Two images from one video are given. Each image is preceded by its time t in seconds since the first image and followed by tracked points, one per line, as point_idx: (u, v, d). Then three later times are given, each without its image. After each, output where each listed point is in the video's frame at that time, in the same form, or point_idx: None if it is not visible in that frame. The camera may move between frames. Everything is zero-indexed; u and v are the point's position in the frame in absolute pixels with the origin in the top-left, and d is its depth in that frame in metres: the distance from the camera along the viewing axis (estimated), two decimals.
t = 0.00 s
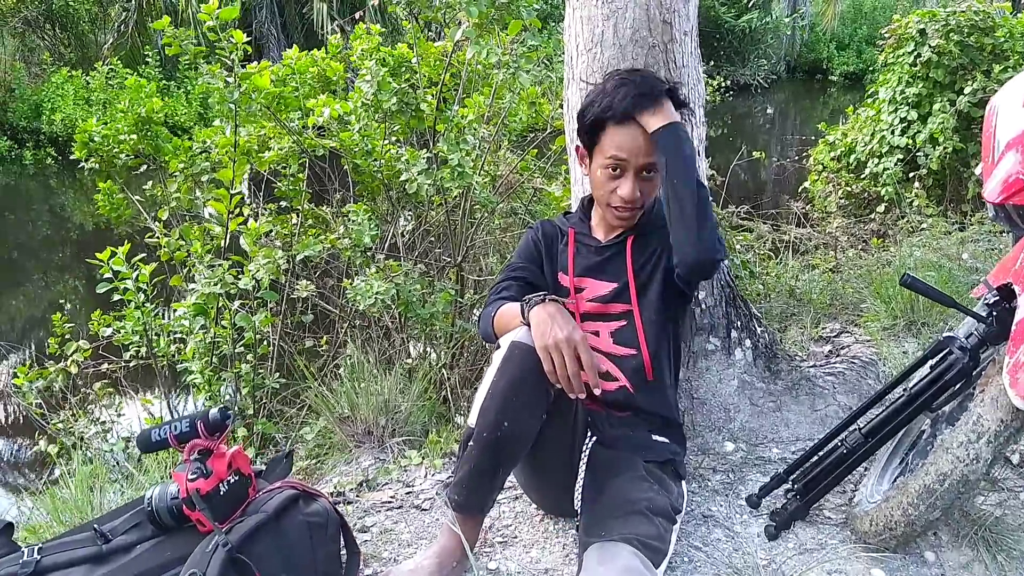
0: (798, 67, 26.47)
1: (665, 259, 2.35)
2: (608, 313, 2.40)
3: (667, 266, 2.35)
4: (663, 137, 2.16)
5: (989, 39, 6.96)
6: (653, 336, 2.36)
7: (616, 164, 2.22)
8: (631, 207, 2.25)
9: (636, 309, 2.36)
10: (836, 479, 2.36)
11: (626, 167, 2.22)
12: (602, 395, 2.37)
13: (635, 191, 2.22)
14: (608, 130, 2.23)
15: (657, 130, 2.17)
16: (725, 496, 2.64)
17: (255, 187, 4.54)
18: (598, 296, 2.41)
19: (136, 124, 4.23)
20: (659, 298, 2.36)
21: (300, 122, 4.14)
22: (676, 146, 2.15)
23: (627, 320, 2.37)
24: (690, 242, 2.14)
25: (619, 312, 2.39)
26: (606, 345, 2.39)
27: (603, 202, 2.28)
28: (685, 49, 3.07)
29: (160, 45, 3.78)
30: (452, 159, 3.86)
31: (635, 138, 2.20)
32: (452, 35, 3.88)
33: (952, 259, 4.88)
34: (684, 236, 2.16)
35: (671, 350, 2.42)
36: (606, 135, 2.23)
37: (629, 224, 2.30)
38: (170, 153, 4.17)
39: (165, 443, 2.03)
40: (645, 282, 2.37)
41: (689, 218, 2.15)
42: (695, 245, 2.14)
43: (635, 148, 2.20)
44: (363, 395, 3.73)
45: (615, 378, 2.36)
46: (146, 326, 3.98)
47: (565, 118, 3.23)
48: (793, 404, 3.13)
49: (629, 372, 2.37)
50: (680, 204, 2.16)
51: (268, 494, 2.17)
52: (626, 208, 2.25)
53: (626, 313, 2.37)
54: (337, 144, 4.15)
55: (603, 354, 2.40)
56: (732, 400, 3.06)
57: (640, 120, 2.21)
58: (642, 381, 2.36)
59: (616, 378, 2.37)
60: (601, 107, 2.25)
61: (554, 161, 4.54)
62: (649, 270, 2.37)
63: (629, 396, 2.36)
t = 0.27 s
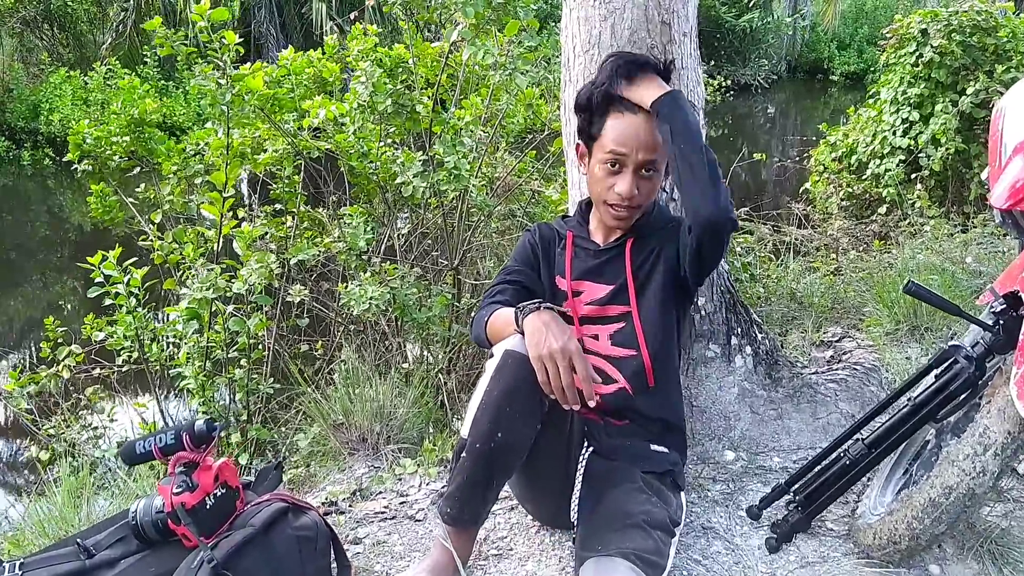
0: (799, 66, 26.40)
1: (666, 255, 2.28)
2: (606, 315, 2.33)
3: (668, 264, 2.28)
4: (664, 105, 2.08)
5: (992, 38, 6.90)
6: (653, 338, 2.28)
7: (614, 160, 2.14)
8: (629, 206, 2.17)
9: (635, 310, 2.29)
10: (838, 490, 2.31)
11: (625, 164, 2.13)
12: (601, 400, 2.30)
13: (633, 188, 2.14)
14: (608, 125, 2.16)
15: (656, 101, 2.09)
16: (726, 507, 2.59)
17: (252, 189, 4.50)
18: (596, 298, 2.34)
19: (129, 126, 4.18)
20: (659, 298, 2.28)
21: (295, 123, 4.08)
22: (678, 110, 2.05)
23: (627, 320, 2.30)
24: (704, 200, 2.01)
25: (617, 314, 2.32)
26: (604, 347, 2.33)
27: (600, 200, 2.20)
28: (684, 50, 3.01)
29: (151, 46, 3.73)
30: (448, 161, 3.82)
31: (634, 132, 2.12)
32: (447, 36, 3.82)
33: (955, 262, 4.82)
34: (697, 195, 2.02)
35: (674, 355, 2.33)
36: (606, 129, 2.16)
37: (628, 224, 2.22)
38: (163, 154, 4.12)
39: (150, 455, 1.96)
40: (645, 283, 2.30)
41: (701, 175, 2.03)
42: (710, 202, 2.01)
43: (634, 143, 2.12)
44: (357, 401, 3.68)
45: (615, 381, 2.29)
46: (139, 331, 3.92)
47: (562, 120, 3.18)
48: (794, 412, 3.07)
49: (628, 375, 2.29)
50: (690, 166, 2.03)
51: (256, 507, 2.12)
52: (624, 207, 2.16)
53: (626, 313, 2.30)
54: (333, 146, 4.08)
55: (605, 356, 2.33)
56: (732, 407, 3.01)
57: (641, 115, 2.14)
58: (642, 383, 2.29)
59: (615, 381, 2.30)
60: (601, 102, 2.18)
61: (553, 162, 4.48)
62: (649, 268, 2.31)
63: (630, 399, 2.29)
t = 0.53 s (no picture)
0: (799, 64, 26.32)
1: (660, 254, 2.25)
2: (603, 318, 2.27)
3: (663, 263, 2.24)
4: (636, 95, 2.09)
5: (993, 36, 6.84)
6: (649, 340, 2.22)
7: (620, 159, 2.09)
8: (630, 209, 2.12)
9: (632, 312, 2.24)
10: (838, 500, 2.25)
11: (630, 165, 2.09)
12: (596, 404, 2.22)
13: (636, 191, 2.09)
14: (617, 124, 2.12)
15: (626, 93, 2.10)
16: (723, 515, 2.54)
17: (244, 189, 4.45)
18: (592, 300, 2.28)
19: (119, 125, 4.11)
20: (654, 299, 2.24)
21: (287, 122, 4.01)
22: (648, 97, 2.07)
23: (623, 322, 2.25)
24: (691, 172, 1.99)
25: (613, 317, 2.27)
26: (600, 350, 2.26)
27: (601, 200, 2.15)
28: (681, 48, 2.96)
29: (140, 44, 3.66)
30: (442, 161, 3.78)
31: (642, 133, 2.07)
32: (441, 33, 3.76)
33: (956, 263, 4.76)
34: (683, 170, 1.99)
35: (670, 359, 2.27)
36: (614, 128, 2.12)
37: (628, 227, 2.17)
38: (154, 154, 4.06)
39: (130, 465, 1.90)
40: (639, 285, 2.26)
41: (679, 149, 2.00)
42: (698, 175, 1.98)
43: (642, 143, 2.07)
44: (349, 405, 3.63)
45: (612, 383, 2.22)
46: (128, 333, 3.85)
47: (557, 119, 3.12)
48: (794, 417, 3.01)
49: (624, 377, 2.22)
50: (675, 149, 1.99)
51: (241, 518, 2.07)
52: (626, 208, 2.12)
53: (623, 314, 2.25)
54: (326, 146, 4.02)
55: (601, 359, 2.26)
56: (730, 413, 2.95)
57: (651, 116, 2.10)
58: (638, 387, 2.22)
59: (612, 384, 2.23)
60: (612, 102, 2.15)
61: (549, 162, 4.42)
62: (643, 270, 2.26)
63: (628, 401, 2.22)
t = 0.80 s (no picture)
0: (799, 62, 26.23)
1: (661, 255, 2.18)
2: (598, 323, 2.20)
3: (663, 264, 2.17)
4: (665, 89, 2.04)
5: (994, 34, 6.77)
6: (646, 345, 2.15)
7: (599, 152, 2.06)
8: (611, 202, 2.08)
9: (628, 317, 2.16)
10: (839, 511, 2.18)
11: (609, 157, 2.05)
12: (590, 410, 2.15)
13: (618, 184, 2.05)
14: (597, 115, 2.09)
15: (656, 84, 2.06)
16: (720, 525, 2.48)
17: (236, 189, 4.38)
18: (587, 304, 2.21)
19: (108, 124, 4.04)
20: (652, 304, 2.16)
21: (279, 121, 3.93)
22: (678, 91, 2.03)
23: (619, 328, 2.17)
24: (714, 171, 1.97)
25: (609, 322, 2.19)
26: (595, 356, 2.18)
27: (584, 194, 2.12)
28: (678, 46, 2.89)
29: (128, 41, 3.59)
30: (434, 161, 3.71)
31: (620, 124, 2.04)
32: (434, 31, 3.69)
33: (958, 264, 4.69)
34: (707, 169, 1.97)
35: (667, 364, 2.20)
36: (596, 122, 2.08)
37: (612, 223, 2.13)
38: (143, 153, 3.98)
39: (106, 477, 1.81)
40: (638, 287, 2.19)
41: (703, 152, 1.98)
42: (721, 176, 1.96)
43: (621, 135, 2.03)
44: (340, 410, 3.58)
45: (606, 391, 2.15)
46: (116, 336, 3.78)
47: (551, 119, 3.05)
48: (793, 424, 2.96)
49: (619, 383, 2.15)
50: (699, 148, 1.98)
51: (223, 530, 2.02)
52: (606, 202, 2.08)
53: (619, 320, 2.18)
54: (318, 146, 3.95)
55: (596, 365, 2.18)
56: (728, 419, 2.88)
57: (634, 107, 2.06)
58: (633, 393, 2.14)
59: (607, 391, 2.15)
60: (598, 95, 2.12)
61: (545, 162, 4.35)
62: (640, 272, 2.19)
63: (622, 410, 2.15)
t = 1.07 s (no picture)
0: (798, 62, 26.16)
1: (662, 261, 2.05)
2: (592, 331, 2.09)
3: (664, 269, 2.05)
4: (685, 87, 1.95)
5: (995, 35, 6.71)
6: (643, 357, 2.05)
7: (572, 144, 2.00)
8: (581, 196, 2.00)
9: (624, 326, 2.06)
10: (839, 526, 2.13)
11: (579, 149, 1.99)
12: (583, 422, 2.07)
13: (588, 183, 1.98)
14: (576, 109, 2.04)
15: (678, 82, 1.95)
16: (717, 539, 2.44)
17: (228, 192, 4.31)
18: (582, 312, 2.10)
19: (96, 126, 3.97)
20: (650, 313, 2.05)
21: (269, 122, 3.87)
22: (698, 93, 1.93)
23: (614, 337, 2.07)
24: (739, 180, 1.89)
25: (605, 330, 2.09)
26: (589, 366, 2.09)
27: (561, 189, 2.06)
28: (674, 47, 2.84)
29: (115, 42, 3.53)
30: (427, 165, 3.64)
31: (591, 116, 1.98)
32: (427, 32, 3.62)
33: (959, 268, 4.62)
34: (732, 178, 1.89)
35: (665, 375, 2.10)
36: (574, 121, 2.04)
37: (587, 220, 2.03)
38: (131, 156, 3.91)
39: (80, 494, 1.78)
40: (637, 293, 2.07)
41: (726, 159, 1.91)
42: (743, 185, 1.88)
43: (590, 127, 1.97)
44: (330, 419, 3.54)
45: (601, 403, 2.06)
46: (103, 342, 3.71)
47: (544, 122, 2.99)
48: (791, 433, 2.92)
49: (614, 396, 2.06)
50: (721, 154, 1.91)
51: (203, 547, 1.94)
52: (576, 195, 2.01)
53: (614, 329, 2.07)
54: (310, 148, 3.88)
55: (590, 375, 2.09)
56: (725, 429, 2.83)
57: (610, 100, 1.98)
58: (628, 406, 2.05)
59: (601, 403, 2.06)
60: (582, 90, 2.06)
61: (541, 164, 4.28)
62: (638, 279, 2.07)
63: (617, 423, 2.06)
